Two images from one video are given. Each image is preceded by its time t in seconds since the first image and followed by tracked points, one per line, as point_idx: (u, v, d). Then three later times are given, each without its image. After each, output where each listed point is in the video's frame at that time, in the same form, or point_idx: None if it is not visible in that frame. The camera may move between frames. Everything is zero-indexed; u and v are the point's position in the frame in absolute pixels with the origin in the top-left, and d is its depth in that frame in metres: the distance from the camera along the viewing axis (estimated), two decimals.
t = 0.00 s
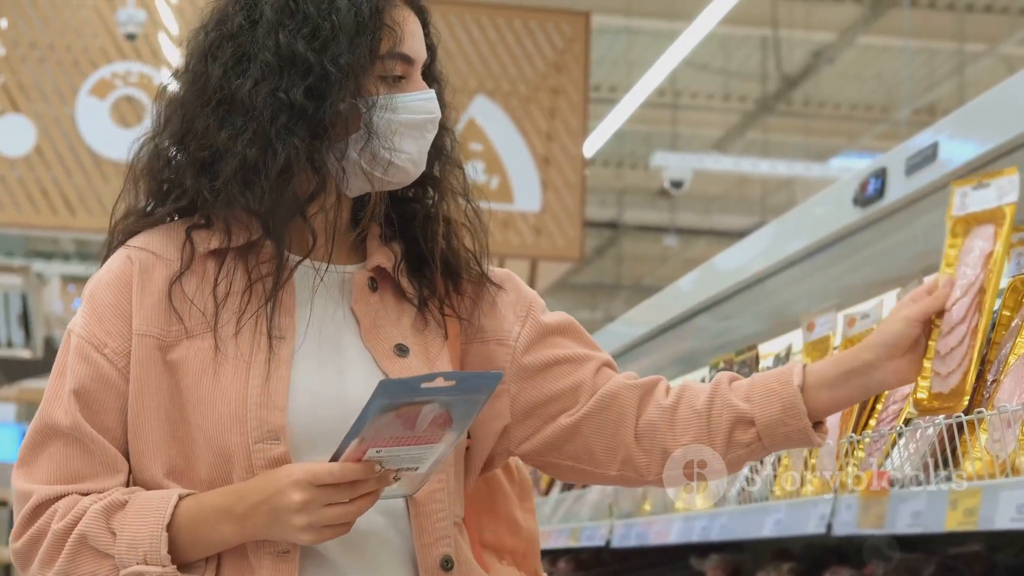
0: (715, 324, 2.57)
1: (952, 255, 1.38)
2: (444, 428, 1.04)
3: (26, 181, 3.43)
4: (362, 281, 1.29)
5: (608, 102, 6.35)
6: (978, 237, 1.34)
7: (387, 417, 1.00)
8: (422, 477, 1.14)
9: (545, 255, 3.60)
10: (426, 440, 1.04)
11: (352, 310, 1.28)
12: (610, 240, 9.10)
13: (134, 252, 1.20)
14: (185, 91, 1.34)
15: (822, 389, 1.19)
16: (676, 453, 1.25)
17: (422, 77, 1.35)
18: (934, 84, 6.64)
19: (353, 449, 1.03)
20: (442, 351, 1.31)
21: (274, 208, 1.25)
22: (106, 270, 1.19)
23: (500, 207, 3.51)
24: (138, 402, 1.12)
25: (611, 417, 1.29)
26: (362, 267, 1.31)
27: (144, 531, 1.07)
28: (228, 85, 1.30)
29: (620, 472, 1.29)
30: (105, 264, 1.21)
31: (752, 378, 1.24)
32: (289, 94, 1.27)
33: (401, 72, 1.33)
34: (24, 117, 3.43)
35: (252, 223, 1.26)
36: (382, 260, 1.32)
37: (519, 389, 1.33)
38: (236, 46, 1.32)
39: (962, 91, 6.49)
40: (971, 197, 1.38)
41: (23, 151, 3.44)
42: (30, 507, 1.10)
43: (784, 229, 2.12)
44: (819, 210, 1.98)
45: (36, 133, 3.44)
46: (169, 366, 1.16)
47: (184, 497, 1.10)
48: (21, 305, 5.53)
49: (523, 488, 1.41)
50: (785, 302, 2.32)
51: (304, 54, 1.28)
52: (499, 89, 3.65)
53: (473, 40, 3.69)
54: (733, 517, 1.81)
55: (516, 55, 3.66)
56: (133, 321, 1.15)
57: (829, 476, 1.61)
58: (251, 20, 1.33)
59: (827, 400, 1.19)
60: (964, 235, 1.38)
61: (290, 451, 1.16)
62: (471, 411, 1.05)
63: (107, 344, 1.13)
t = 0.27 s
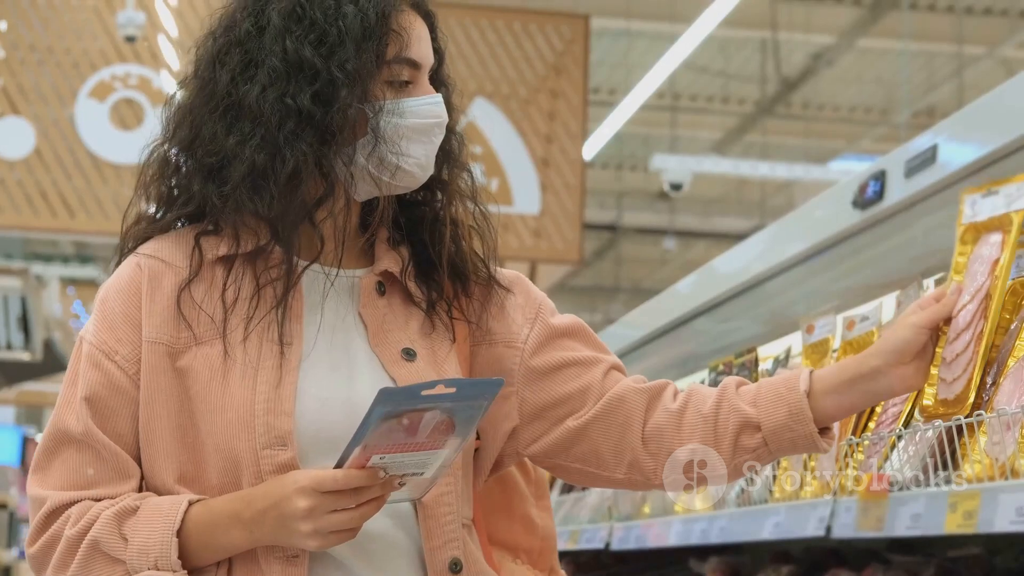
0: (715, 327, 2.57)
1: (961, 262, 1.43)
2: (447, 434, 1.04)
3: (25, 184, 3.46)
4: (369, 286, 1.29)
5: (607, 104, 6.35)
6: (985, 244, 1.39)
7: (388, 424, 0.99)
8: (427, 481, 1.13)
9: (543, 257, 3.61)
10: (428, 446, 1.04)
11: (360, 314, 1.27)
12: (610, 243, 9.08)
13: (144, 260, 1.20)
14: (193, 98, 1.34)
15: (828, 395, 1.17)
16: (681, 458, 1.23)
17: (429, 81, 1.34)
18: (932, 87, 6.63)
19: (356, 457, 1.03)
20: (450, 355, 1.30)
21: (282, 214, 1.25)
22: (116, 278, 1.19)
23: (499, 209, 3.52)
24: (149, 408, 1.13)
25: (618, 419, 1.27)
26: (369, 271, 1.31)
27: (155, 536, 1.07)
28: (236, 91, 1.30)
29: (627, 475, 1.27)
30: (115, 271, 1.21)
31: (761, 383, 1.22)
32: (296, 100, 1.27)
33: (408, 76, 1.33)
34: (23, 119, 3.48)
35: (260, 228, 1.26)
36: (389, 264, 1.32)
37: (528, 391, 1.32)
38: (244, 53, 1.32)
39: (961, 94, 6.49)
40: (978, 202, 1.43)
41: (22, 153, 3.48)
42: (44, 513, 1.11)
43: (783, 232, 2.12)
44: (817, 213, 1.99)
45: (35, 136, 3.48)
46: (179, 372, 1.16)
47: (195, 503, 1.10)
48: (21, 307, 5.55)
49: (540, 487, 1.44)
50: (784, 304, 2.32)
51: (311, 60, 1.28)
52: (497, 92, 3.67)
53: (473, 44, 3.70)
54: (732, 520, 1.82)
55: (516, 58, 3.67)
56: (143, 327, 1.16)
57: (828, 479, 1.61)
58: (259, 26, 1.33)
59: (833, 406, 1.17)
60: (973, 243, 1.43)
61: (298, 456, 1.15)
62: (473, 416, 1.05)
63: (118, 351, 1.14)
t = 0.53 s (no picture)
0: (713, 330, 2.58)
1: (968, 271, 1.40)
2: (453, 442, 1.04)
3: (23, 187, 3.47)
4: (377, 293, 1.29)
5: (606, 107, 6.36)
6: (993, 253, 1.36)
7: (398, 434, 1.00)
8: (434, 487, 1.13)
9: (543, 261, 3.58)
10: (435, 452, 1.04)
11: (367, 320, 1.27)
12: (609, 246, 8.88)
13: (154, 269, 1.21)
14: (203, 108, 1.35)
15: (834, 402, 1.13)
16: (684, 466, 1.21)
17: (436, 90, 1.33)
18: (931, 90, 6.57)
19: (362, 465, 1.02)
20: (457, 361, 1.30)
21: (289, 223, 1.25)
22: (128, 286, 1.20)
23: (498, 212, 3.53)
24: (160, 415, 1.14)
25: (623, 425, 1.26)
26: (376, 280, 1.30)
27: (166, 541, 1.07)
28: (245, 103, 1.31)
29: (633, 481, 1.26)
30: (128, 280, 1.23)
31: (765, 389, 1.19)
32: (302, 111, 1.28)
33: (415, 85, 1.32)
34: (22, 122, 3.48)
35: (268, 237, 1.27)
36: (396, 271, 1.31)
37: (535, 397, 1.32)
38: (252, 65, 1.33)
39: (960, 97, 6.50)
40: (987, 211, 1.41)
41: (22, 156, 3.48)
42: (58, 517, 1.12)
43: (781, 235, 2.12)
44: (815, 217, 1.99)
45: (34, 139, 3.48)
46: (189, 379, 1.17)
47: (205, 508, 1.11)
48: (20, 309, 5.56)
49: (551, 490, 1.44)
50: (783, 308, 2.32)
51: (317, 72, 1.28)
52: (497, 96, 3.68)
53: (472, 48, 3.72)
54: (730, 523, 1.82)
55: (515, 61, 3.69)
56: (154, 335, 1.17)
57: (827, 483, 1.61)
58: (266, 38, 1.33)
59: (838, 414, 1.13)
60: (980, 252, 1.40)
61: (306, 463, 1.15)
62: (479, 424, 1.04)
63: (130, 358, 1.15)
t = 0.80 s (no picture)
0: (712, 333, 2.58)
1: (970, 284, 1.41)
2: (455, 444, 1.03)
3: (22, 188, 3.48)
4: (383, 299, 1.29)
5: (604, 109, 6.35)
6: (997, 268, 1.36)
7: (393, 438, 0.99)
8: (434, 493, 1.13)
9: (541, 262, 3.66)
10: (436, 456, 1.04)
11: (374, 326, 1.27)
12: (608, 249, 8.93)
13: (162, 275, 1.21)
14: (214, 118, 1.35)
15: (832, 410, 1.13)
16: (686, 470, 1.21)
17: (444, 99, 1.33)
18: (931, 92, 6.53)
19: (364, 470, 1.02)
20: (462, 369, 1.30)
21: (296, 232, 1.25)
22: (136, 292, 1.20)
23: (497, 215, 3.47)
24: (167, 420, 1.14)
25: (626, 432, 1.26)
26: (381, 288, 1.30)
27: (172, 544, 1.07)
28: (253, 112, 1.31)
29: (634, 489, 1.26)
30: (136, 286, 1.23)
31: (764, 398, 1.18)
32: (310, 120, 1.28)
33: (422, 95, 1.31)
34: (20, 123, 3.50)
35: (276, 245, 1.26)
36: (401, 279, 1.31)
37: (538, 403, 1.32)
38: (260, 74, 1.33)
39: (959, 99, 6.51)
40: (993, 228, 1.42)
41: (21, 157, 3.50)
42: (66, 521, 1.12)
43: (780, 238, 2.12)
44: (814, 220, 1.99)
45: (32, 141, 3.50)
46: (197, 385, 1.17)
47: (212, 511, 1.11)
48: (19, 312, 5.58)
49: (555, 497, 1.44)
50: (781, 311, 2.32)
51: (325, 81, 1.28)
52: (496, 98, 3.68)
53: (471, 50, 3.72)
54: (729, 527, 1.82)
55: (514, 64, 3.69)
56: (161, 341, 1.17)
57: (826, 486, 1.61)
58: (275, 47, 1.33)
59: (836, 422, 1.12)
60: (983, 265, 1.40)
61: (311, 468, 1.15)
62: (481, 428, 1.04)
63: (138, 363, 1.15)
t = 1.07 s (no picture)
0: (711, 335, 2.58)
1: (971, 301, 1.40)
2: (458, 440, 1.03)
3: (21, 190, 3.49)
4: (385, 307, 1.29)
5: (603, 112, 6.35)
6: (998, 287, 1.36)
7: (403, 433, 1.00)
8: (437, 490, 1.14)
9: (539, 264, 3.68)
10: (440, 453, 1.04)
11: (376, 334, 1.27)
12: (606, 250, 8.98)
13: (168, 279, 1.21)
14: (218, 126, 1.36)
15: (826, 421, 1.10)
16: (680, 483, 1.19)
17: (447, 108, 1.31)
18: (929, 95, 6.63)
19: (369, 467, 1.02)
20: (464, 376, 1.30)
21: (299, 239, 1.25)
22: (142, 296, 1.21)
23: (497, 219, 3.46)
24: (171, 424, 1.14)
25: (622, 442, 1.25)
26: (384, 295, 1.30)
27: (175, 544, 1.07)
28: (257, 121, 1.31)
29: (630, 499, 1.24)
30: (142, 290, 1.23)
31: (760, 409, 1.16)
32: (312, 129, 1.28)
33: (425, 104, 1.30)
34: (18, 125, 3.49)
35: (280, 251, 1.26)
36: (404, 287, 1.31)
37: (537, 412, 1.31)
38: (265, 83, 1.33)
39: (957, 102, 6.52)
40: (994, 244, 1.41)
41: (19, 159, 3.49)
42: (71, 522, 1.12)
43: (779, 240, 2.12)
44: (813, 222, 1.99)
45: (31, 142, 3.49)
46: (201, 389, 1.17)
47: (215, 512, 1.10)
48: (12, 315, 5.63)
49: (557, 504, 1.44)
50: (780, 313, 2.32)
51: (326, 90, 1.28)
52: (495, 100, 3.68)
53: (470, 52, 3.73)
54: (727, 530, 1.82)
55: (512, 66, 3.70)
56: (167, 344, 1.17)
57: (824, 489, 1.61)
58: (280, 57, 1.34)
59: (832, 434, 1.10)
60: (985, 282, 1.39)
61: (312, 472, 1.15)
62: (483, 425, 1.05)
63: (143, 366, 1.15)
